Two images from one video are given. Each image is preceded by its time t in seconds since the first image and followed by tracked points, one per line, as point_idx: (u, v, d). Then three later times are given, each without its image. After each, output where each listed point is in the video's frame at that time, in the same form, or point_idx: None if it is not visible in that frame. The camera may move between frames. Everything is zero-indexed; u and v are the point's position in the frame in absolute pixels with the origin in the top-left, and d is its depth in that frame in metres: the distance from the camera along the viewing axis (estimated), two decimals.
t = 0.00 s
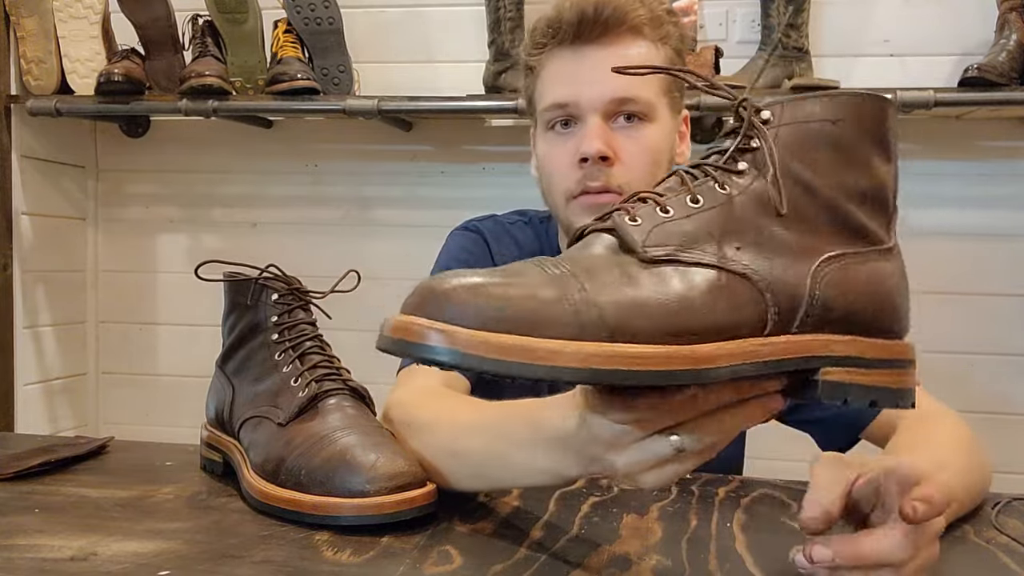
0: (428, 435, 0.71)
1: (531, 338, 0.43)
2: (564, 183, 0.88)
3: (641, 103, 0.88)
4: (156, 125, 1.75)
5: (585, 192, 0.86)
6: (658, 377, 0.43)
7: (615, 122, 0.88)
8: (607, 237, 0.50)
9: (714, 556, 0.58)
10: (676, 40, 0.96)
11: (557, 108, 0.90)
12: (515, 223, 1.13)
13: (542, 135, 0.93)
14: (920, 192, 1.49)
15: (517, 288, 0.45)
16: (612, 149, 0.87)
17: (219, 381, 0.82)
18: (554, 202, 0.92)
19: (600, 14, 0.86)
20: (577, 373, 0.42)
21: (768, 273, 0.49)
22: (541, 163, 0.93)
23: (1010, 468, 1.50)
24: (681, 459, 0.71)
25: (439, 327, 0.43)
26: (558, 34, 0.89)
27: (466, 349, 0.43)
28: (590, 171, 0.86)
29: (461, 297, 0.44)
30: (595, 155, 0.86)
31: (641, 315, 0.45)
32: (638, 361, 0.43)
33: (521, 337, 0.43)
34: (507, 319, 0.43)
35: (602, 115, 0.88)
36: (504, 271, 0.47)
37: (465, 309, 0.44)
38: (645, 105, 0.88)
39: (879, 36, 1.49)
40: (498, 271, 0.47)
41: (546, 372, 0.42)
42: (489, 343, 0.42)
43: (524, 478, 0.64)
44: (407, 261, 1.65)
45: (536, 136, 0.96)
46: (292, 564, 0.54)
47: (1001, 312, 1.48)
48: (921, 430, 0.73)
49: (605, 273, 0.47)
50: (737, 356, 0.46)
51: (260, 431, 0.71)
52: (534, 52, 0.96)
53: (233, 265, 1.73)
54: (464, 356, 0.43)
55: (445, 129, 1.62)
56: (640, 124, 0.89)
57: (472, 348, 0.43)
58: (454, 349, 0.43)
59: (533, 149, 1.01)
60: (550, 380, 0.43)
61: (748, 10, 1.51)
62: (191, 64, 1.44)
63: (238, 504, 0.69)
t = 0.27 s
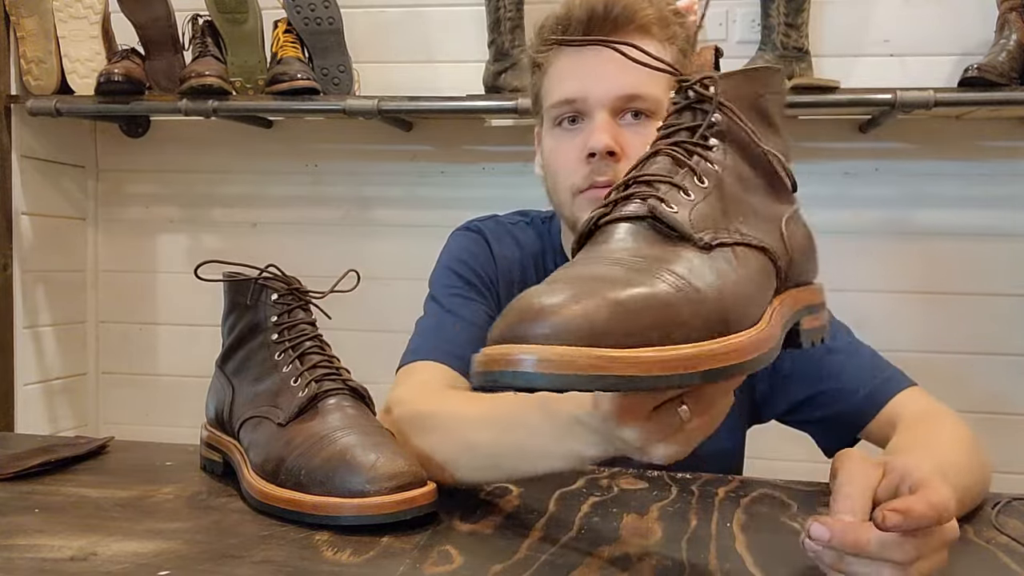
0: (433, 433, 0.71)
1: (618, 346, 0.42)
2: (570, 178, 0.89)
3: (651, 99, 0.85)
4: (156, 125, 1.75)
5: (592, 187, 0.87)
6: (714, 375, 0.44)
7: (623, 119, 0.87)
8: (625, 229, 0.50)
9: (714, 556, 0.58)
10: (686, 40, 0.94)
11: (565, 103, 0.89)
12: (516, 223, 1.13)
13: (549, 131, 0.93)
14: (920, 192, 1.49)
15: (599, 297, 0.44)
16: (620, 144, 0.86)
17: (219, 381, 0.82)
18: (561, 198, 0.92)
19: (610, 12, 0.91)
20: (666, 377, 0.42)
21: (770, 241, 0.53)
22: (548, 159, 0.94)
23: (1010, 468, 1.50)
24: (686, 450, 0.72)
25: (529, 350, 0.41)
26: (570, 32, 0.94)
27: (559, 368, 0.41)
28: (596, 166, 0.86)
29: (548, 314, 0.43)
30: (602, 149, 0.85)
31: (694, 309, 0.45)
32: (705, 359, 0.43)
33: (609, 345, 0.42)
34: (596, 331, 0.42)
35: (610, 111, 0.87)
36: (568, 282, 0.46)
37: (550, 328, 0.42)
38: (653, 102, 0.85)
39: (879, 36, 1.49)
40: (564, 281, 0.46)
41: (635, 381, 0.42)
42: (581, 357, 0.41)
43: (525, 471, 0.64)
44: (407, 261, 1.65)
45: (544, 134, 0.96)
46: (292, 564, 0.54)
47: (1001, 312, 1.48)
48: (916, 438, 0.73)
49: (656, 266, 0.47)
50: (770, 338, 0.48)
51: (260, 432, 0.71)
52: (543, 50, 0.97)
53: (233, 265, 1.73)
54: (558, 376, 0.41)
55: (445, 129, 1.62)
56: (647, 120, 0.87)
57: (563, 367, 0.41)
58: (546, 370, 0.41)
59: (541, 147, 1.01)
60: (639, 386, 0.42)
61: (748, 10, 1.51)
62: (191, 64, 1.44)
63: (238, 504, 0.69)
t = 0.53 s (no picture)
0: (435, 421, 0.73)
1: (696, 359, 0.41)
2: (564, 178, 0.89)
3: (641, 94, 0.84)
4: (156, 125, 1.75)
5: (586, 185, 0.86)
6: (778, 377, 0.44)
7: (613, 115, 0.86)
8: (645, 236, 0.50)
9: (714, 556, 0.58)
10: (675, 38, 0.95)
11: (556, 103, 0.89)
12: (515, 223, 1.13)
13: (543, 133, 0.94)
14: (920, 192, 1.49)
15: (670, 311, 0.44)
16: (611, 140, 0.85)
17: (219, 381, 0.82)
18: (558, 199, 0.92)
19: (594, 13, 0.91)
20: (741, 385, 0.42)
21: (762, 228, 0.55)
22: (542, 161, 0.94)
23: (1010, 467, 1.50)
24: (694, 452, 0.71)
25: (611, 372, 0.42)
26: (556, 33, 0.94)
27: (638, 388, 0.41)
28: (588, 164, 0.85)
29: (636, 330, 0.43)
30: (593, 146, 0.84)
31: (744, 311, 0.45)
32: (774, 360, 0.43)
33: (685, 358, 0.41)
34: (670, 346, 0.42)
35: (600, 109, 0.86)
36: (629, 296, 0.46)
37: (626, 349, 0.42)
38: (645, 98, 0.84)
39: (879, 36, 1.49)
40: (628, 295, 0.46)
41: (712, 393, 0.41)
42: (660, 373, 0.41)
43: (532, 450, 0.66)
44: (406, 261, 1.65)
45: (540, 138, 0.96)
46: (292, 564, 0.54)
47: (1001, 312, 1.48)
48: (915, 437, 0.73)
49: (696, 267, 0.47)
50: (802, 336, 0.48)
51: (260, 431, 0.71)
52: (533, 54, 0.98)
53: (233, 265, 1.73)
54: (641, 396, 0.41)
55: (445, 129, 1.62)
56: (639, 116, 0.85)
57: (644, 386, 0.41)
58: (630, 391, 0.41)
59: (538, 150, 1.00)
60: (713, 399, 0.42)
61: (748, 10, 1.51)
62: (191, 64, 1.44)
63: (238, 504, 0.69)
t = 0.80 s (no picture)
0: (436, 416, 0.74)
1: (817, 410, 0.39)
2: (559, 179, 0.88)
3: (633, 95, 0.85)
4: (156, 125, 1.75)
5: (581, 186, 0.86)
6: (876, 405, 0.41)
7: (606, 116, 0.87)
8: (719, 261, 0.47)
9: (714, 556, 0.58)
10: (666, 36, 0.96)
11: (549, 105, 0.90)
12: (514, 224, 1.13)
13: (535, 135, 0.93)
14: (920, 192, 1.49)
15: (776, 357, 0.40)
16: (604, 140, 0.85)
17: (219, 381, 0.82)
18: (553, 200, 0.91)
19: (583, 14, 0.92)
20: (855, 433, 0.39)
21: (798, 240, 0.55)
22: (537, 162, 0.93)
23: (1010, 467, 1.50)
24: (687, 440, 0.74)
25: (731, 433, 0.39)
26: (546, 35, 0.93)
27: (759, 447, 0.39)
28: (583, 165, 0.85)
29: (747, 386, 0.40)
30: (586, 147, 0.84)
31: (839, 350, 0.42)
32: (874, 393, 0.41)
33: (807, 412, 0.38)
34: (786, 402, 0.39)
35: (594, 109, 0.87)
36: (721, 334, 0.42)
37: (740, 401, 0.40)
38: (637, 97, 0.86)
39: (879, 36, 1.49)
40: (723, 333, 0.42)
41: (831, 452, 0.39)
42: (780, 433, 0.38)
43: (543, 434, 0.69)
44: (406, 261, 1.65)
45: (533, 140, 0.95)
46: (292, 565, 0.54)
47: (1001, 311, 1.48)
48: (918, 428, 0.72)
49: (770, 297, 0.44)
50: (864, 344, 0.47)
51: (260, 432, 0.71)
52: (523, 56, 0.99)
53: (233, 265, 1.73)
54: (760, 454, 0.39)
55: (445, 129, 1.62)
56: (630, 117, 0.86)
57: (764, 444, 0.38)
58: (751, 450, 0.39)
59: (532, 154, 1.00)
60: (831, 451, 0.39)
61: (748, 10, 1.51)
62: (191, 64, 1.44)
63: (238, 504, 0.69)
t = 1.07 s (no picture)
0: (438, 418, 0.74)
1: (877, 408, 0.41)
2: (561, 181, 0.86)
3: (635, 98, 0.87)
4: (156, 125, 1.75)
5: (585, 189, 0.85)
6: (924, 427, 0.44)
7: (611, 119, 0.87)
8: (786, 272, 0.51)
9: (714, 556, 0.58)
10: (665, 39, 0.97)
11: (553, 108, 0.88)
12: (513, 223, 1.13)
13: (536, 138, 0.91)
14: (920, 192, 1.49)
15: (844, 353, 0.43)
16: (609, 143, 0.85)
17: (219, 381, 0.82)
18: (556, 201, 0.89)
19: (591, 16, 0.90)
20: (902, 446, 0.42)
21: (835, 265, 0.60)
22: (539, 164, 0.91)
23: (1009, 468, 1.50)
24: (684, 437, 0.74)
25: (798, 413, 0.41)
26: (551, 36, 0.92)
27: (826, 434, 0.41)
28: (587, 168, 0.84)
29: (820, 375, 0.42)
30: (593, 150, 0.83)
31: (900, 362, 0.44)
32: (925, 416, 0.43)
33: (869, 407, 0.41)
34: (853, 394, 0.41)
35: (598, 113, 0.87)
36: (788, 332, 0.45)
37: (807, 387, 0.42)
38: (639, 101, 0.87)
39: (879, 37, 1.49)
40: (793, 330, 0.45)
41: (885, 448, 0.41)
42: (848, 419, 0.40)
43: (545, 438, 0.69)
44: (406, 261, 1.65)
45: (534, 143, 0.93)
46: (292, 564, 0.54)
47: (1001, 311, 1.48)
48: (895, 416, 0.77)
49: (825, 304, 0.47)
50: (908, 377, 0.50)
51: (260, 432, 0.71)
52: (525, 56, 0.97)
53: (233, 265, 1.73)
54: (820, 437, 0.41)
55: (445, 128, 1.62)
56: (633, 120, 0.87)
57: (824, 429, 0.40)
58: (816, 432, 0.40)
59: (532, 156, 0.98)
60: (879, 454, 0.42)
61: (748, 10, 1.51)
62: (191, 65, 1.44)
63: (238, 504, 0.69)
